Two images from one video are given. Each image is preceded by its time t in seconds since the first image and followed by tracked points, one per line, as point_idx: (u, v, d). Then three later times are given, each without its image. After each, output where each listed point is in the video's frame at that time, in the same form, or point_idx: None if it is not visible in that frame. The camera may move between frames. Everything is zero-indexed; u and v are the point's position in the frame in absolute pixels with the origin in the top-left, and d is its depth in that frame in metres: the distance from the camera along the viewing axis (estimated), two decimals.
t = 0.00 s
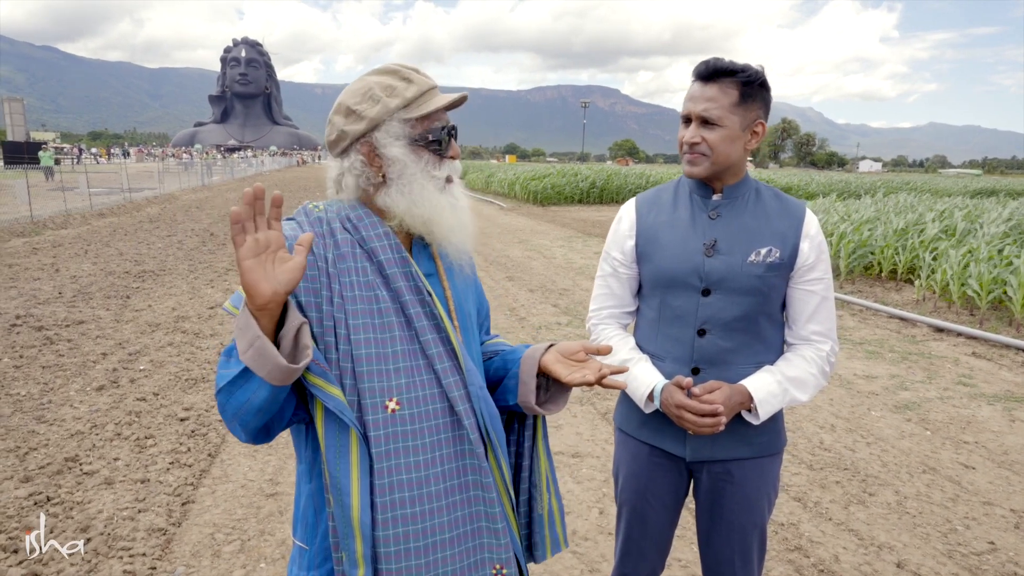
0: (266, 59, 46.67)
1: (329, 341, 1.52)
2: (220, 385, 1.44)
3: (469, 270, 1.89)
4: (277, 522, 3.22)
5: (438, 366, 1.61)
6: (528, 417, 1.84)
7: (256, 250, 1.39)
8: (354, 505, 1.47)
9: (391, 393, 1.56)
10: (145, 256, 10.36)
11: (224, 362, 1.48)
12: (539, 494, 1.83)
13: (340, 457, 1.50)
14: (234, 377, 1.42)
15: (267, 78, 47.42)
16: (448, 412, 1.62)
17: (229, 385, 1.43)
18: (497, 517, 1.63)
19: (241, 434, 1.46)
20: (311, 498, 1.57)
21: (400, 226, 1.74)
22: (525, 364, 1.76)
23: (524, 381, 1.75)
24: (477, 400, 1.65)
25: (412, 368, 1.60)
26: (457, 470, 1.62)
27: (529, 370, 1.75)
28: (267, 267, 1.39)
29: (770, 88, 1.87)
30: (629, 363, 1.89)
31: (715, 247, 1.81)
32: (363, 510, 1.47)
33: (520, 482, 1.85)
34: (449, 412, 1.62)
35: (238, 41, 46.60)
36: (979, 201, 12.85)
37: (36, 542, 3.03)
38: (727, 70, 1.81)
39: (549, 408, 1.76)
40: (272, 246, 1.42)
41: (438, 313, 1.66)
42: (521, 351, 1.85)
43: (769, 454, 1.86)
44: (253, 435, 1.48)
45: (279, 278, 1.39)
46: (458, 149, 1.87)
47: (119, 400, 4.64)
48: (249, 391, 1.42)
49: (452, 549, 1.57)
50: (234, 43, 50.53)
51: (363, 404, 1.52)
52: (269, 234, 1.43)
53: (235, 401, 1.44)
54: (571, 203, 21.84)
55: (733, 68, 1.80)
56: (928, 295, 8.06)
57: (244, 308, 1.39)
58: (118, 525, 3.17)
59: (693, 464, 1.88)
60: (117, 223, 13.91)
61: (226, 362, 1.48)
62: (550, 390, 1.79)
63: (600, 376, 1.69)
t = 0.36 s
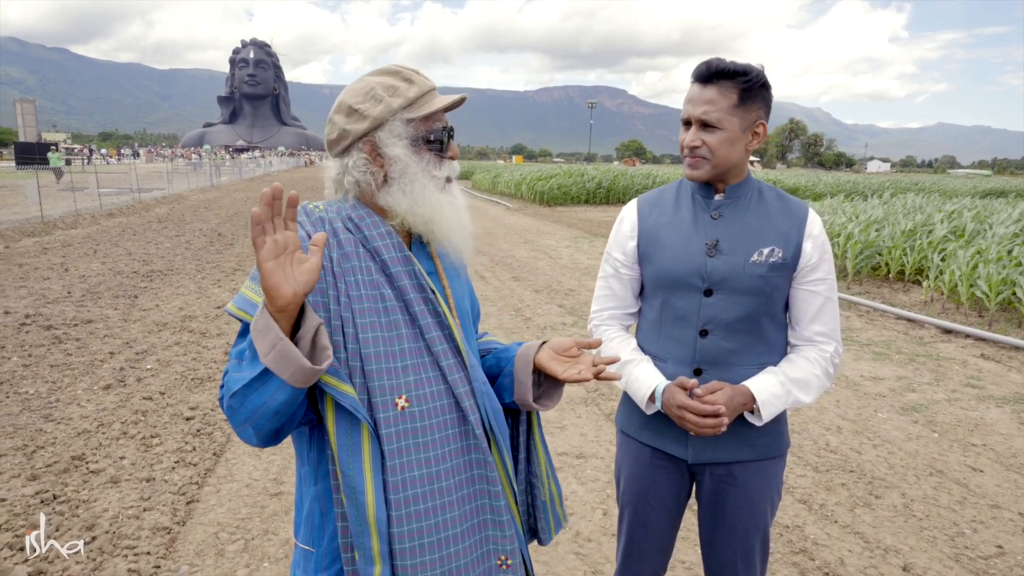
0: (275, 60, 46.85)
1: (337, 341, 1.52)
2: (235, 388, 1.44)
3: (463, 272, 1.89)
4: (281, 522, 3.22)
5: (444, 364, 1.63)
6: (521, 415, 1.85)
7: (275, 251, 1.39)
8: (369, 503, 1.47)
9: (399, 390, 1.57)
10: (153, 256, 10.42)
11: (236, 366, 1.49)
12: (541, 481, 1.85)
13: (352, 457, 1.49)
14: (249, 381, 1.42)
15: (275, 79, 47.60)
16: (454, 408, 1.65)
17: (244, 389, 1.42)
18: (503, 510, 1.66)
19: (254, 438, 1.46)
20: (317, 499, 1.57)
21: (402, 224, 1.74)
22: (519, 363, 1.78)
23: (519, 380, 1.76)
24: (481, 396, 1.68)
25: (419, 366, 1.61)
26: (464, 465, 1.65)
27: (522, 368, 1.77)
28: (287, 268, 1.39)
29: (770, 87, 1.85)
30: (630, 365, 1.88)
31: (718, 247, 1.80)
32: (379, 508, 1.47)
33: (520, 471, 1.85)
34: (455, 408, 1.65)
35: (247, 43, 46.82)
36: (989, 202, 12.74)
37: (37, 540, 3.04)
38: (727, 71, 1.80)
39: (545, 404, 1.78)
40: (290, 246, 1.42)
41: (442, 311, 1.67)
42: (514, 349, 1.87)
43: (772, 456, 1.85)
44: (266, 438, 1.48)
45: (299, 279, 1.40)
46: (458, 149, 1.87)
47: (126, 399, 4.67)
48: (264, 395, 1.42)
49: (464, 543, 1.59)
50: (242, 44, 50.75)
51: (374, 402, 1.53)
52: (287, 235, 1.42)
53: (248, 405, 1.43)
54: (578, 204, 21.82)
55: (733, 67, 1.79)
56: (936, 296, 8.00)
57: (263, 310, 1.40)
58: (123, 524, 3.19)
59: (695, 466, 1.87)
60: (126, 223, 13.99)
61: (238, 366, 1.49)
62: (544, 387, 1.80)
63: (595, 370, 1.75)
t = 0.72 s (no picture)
0: (283, 60, 46.99)
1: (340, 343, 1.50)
2: (246, 389, 1.42)
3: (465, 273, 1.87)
4: (286, 523, 3.22)
5: (445, 367, 1.61)
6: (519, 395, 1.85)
7: (304, 259, 1.35)
8: (369, 505, 1.46)
9: (402, 392, 1.55)
10: (162, 256, 10.46)
11: (247, 366, 1.46)
12: (536, 467, 1.86)
13: (354, 458, 1.47)
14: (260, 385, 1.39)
15: (284, 79, 47.77)
16: (455, 411, 1.63)
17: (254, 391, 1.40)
18: (497, 513, 1.66)
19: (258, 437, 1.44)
20: (319, 499, 1.55)
21: (407, 231, 1.72)
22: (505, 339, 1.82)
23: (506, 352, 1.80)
24: (480, 400, 1.66)
25: (420, 368, 1.59)
26: (462, 467, 1.64)
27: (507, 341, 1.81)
28: (313, 277, 1.36)
29: (776, 88, 1.82)
30: (636, 367, 1.86)
31: (724, 247, 1.77)
32: (379, 510, 1.46)
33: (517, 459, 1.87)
34: (455, 411, 1.63)
35: (256, 43, 47.01)
36: (1003, 203, 12.60)
37: (37, 541, 3.04)
38: (729, 70, 1.77)
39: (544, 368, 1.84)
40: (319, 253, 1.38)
41: (445, 313, 1.65)
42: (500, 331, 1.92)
43: (781, 460, 1.82)
44: (271, 438, 1.46)
45: (324, 288, 1.37)
46: (470, 160, 1.84)
47: (133, 399, 4.68)
48: (275, 397, 1.40)
49: (460, 545, 1.59)
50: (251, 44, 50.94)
51: (376, 404, 1.51)
52: (317, 243, 1.38)
53: (258, 407, 1.41)
54: (586, 204, 21.76)
55: (737, 68, 1.77)
56: (948, 298, 7.91)
57: (286, 313, 1.37)
58: (128, 524, 3.19)
59: (702, 470, 1.84)
60: (135, 223, 14.05)
61: (249, 366, 1.46)
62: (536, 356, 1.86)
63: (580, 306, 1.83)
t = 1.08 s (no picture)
0: (290, 60, 47.10)
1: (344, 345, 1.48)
2: (251, 400, 1.39)
3: (469, 273, 1.85)
4: (289, 524, 3.20)
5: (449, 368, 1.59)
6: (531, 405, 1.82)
7: (326, 292, 1.29)
8: (370, 508, 1.44)
9: (405, 394, 1.53)
10: (169, 255, 10.48)
11: (253, 376, 1.42)
12: (557, 469, 1.85)
13: (356, 461, 1.46)
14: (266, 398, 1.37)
15: (290, 79, 47.87)
16: (459, 413, 1.61)
17: (259, 401, 1.38)
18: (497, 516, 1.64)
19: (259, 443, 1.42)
20: (322, 501, 1.53)
21: (413, 225, 1.70)
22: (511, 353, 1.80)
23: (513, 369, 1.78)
24: (485, 403, 1.64)
25: (425, 370, 1.57)
26: (466, 469, 1.62)
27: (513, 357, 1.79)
28: (331, 308, 1.33)
29: (785, 85, 1.79)
30: (642, 369, 1.83)
31: (730, 248, 1.74)
32: (380, 514, 1.44)
33: (531, 462, 1.84)
34: (459, 413, 1.61)
35: (263, 43, 47.13)
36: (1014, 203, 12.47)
37: (37, 541, 3.03)
38: (739, 68, 1.74)
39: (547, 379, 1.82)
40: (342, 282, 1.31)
41: (449, 315, 1.62)
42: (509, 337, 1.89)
43: (788, 463, 1.79)
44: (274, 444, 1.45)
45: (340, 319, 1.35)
46: (468, 149, 1.82)
47: (138, 399, 4.68)
48: (280, 410, 1.37)
49: (462, 548, 1.57)
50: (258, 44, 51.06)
51: (379, 406, 1.49)
52: (345, 274, 1.30)
53: (262, 416, 1.39)
54: (592, 204, 21.70)
55: (746, 66, 1.74)
56: (958, 299, 7.84)
57: (296, 332, 1.35)
58: (132, 524, 3.18)
59: (708, 472, 1.82)
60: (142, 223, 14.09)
61: (254, 376, 1.42)
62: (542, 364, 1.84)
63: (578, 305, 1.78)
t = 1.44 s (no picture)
0: (295, 61, 47.20)
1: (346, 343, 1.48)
2: (262, 403, 1.39)
3: (472, 273, 1.85)
4: (293, 524, 3.21)
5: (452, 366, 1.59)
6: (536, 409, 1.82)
7: (344, 302, 1.29)
8: (376, 507, 1.43)
9: (410, 392, 1.53)
10: (174, 255, 10.52)
11: (264, 379, 1.42)
12: (556, 473, 1.85)
13: (362, 461, 1.45)
14: (277, 402, 1.37)
15: (295, 80, 47.97)
16: (463, 411, 1.61)
17: (271, 405, 1.38)
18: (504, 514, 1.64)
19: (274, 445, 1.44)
20: (328, 501, 1.53)
21: (416, 225, 1.70)
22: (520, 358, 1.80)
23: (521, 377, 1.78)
24: (489, 401, 1.64)
25: (428, 368, 1.57)
26: (471, 467, 1.62)
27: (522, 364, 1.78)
28: (346, 316, 1.32)
29: (791, 87, 1.79)
30: (646, 370, 1.83)
31: (735, 248, 1.74)
32: (387, 512, 1.44)
33: (535, 464, 1.84)
34: (463, 410, 1.61)
35: (269, 44, 47.25)
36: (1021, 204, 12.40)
37: (37, 541, 3.04)
38: (745, 68, 1.74)
39: (553, 386, 1.82)
40: (360, 294, 1.31)
41: (452, 313, 1.63)
42: (515, 339, 1.89)
43: (793, 464, 1.78)
44: (285, 446, 1.46)
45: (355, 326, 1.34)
46: (471, 152, 1.83)
47: (143, 398, 4.70)
48: (293, 413, 1.38)
49: (468, 545, 1.57)
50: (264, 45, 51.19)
51: (384, 405, 1.49)
52: (363, 285, 1.30)
53: (274, 420, 1.40)
54: (596, 204, 21.69)
55: (752, 66, 1.74)
56: (964, 300, 7.81)
57: (309, 336, 1.35)
58: (137, 524, 3.19)
59: (712, 473, 1.81)
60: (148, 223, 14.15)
61: (265, 379, 1.42)
62: (548, 368, 1.84)
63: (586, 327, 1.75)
